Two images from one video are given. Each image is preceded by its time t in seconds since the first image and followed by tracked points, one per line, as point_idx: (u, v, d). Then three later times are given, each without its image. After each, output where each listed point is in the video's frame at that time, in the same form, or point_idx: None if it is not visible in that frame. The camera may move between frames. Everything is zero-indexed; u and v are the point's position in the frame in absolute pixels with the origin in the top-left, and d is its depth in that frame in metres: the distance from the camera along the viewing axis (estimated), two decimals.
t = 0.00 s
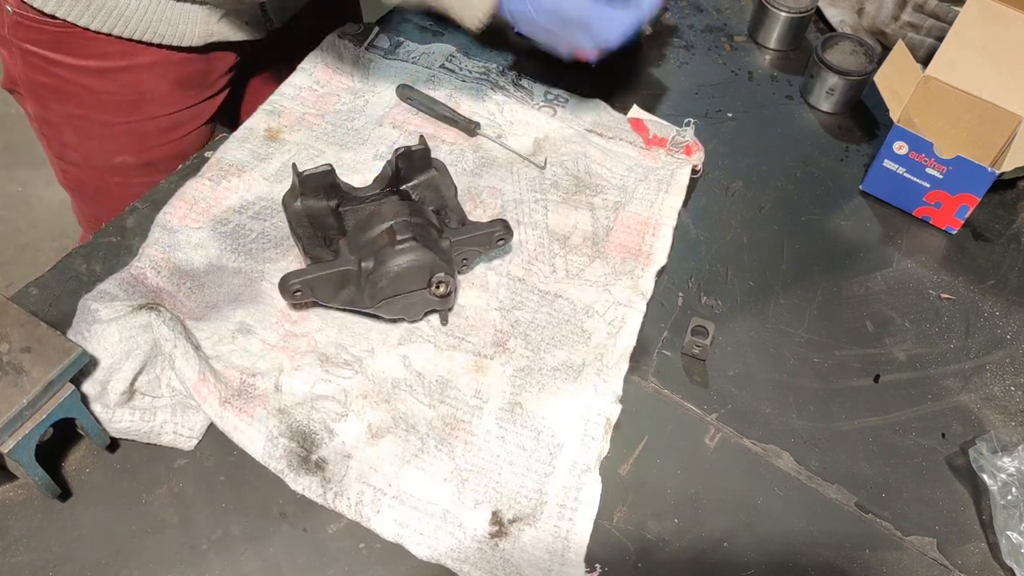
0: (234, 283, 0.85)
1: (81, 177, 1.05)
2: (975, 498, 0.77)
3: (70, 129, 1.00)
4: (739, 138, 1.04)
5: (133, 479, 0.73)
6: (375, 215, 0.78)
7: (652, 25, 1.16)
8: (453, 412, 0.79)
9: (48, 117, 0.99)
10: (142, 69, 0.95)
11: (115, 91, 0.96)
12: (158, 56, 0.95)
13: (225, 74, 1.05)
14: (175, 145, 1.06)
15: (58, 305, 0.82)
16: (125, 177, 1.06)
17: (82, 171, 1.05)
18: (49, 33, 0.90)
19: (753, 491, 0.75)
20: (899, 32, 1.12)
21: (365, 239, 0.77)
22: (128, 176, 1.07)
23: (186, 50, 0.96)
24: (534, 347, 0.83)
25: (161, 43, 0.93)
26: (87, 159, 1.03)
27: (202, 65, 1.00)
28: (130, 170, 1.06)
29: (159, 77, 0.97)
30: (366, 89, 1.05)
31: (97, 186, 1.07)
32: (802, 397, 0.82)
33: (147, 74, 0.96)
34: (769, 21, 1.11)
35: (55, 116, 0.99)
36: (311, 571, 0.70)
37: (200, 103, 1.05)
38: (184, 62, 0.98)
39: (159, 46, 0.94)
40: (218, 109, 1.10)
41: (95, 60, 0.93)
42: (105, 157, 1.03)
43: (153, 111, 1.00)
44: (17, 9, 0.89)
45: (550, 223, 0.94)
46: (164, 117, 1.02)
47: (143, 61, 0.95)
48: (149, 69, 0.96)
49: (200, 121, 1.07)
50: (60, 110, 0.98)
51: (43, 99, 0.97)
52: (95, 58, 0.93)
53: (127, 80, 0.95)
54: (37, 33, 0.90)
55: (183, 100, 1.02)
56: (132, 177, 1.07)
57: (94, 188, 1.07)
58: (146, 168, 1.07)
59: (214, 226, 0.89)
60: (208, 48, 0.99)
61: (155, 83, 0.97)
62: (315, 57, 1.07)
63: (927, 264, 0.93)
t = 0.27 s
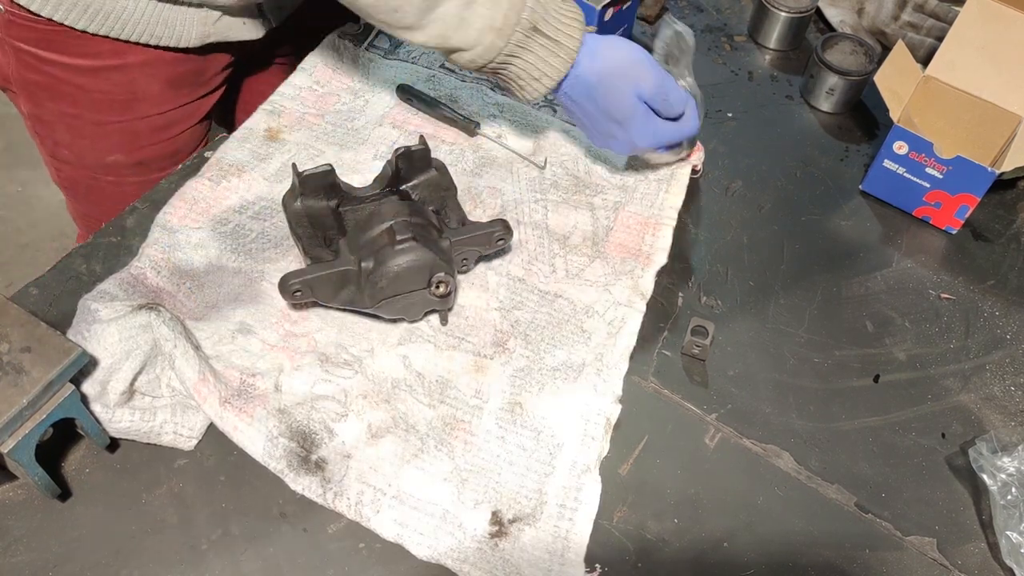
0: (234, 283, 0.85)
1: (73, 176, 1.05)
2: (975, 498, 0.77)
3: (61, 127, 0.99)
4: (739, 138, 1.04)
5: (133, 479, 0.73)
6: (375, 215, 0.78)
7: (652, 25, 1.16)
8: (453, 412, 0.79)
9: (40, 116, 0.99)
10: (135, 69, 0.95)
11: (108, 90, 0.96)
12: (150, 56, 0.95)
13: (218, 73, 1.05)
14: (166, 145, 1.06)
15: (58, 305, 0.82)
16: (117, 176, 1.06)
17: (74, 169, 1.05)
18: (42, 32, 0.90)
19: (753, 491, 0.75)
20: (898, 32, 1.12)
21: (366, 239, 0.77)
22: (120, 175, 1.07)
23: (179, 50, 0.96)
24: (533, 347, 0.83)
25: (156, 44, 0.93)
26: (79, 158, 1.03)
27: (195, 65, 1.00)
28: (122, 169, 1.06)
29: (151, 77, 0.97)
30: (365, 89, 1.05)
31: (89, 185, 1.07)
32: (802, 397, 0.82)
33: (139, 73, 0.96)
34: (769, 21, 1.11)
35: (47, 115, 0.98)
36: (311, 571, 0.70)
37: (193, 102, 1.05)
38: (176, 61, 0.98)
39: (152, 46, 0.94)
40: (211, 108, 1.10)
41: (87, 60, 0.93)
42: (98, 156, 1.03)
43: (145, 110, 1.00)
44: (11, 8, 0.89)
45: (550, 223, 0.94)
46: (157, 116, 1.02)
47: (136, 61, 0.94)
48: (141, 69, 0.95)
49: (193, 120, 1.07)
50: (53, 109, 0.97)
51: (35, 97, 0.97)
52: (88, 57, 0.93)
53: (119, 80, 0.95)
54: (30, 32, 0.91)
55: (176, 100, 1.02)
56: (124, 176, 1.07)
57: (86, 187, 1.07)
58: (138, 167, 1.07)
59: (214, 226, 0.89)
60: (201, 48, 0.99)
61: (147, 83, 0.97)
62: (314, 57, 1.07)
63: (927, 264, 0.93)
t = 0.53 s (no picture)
0: (234, 283, 0.85)
1: (85, 179, 1.06)
2: (975, 498, 0.77)
3: (74, 130, 1.00)
4: (739, 138, 1.04)
5: (133, 479, 0.73)
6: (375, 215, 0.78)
7: (652, 26, 1.17)
8: (453, 412, 0.79)
9: (52, 120, 0.99)
10: (146, 70, 0.95)
11: (120, 92, 0.96)
12: (161, 57, 0.95)
13: (227, 72, 1.05)
14: (179, 145, 1.06)
15: (58, 305, 0.82)
16: (130, 178, 1.07)
17: (86, 172, 1.05)
18: (53, 35, 0.90)
19: (753, 491, 0.75)
20: (898, 32, 1.12)
21: (366, 239, 0.77)
22: (133, 177, 1.07)
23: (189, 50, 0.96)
24: (535, 347, 0.83)
25: (167, 45, 0.93)
26: (91, 160, 1.03)
27: (205, 64, 1.00)
28: (135, 170, 1.06)
29: (161, 77, 0.97)
30: (365, 90, 1.05)
31: (101, 187, 1.08)
32: (802, 397, 0.82)
33: (151, 74, 0.96)
34: (769, 21, 1.11)
35: (60, 118, 0.99)
36: (311, 571, 0.69)
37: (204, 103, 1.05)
38: (187, 62, 0.98)
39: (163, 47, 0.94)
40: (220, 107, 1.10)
41: (99, 62, 0.93)
42: (110, 158, 1.03)
43: (157, 111, 1.00)
44: (22, 13, 0.89)
45: (550, 223, 0.94)
46: (168, 117, 1.02)
47: (147, 62, 0.94)
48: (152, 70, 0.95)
49: (204, 120, 1.07)
50: (65, 112, 0.98)
51: (47, 101, 0.97)
52: (99, 59, 0.93)
53: (131, 81, 0.96)
54: (41, 36, 0.90)
55: (187, 100, 1.02)
56: (137, 177, 1.07)
57: (99, 189, 1.08)
58: (151, 169, 1.07)
59: (214, 226, 0.89)
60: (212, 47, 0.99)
61: (158, 84, 0.97)
62: (314, 58, 1.07)
63: (927, 264, 0.93)
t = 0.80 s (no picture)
0: (234, 283, 0.85)
1: (88, 179, 1.06)
2: (975, 498, 0.77)
3: (77, 130, 1.00)
4: (739, 138, 1.04)
5: (133, 479, 0.73)
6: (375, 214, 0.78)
7: (652, 26, 1.16)
8: (453, 412, 0.79)
9: (55, 119, 0.99)
10: (150, 70, 0.95)
11: (123, 93, 0.96)
12: (164, 58, 0.95)
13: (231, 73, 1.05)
14: (182, 145, 1.06)
15: (58, 305, 0.82)
16: (132, 178, 1.07)
17: (89, 172, 1.05)
18: (57, 35, 0.90)
19: (753, 491, 0.75)
20: (899, 32, 1.12)
21: (365, 239, 0.76)
22: (135, 177, 1.07)
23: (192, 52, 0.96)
24: (535, 347, 0.83)
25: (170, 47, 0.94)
26: (94, 160, 1.03)
27: (209, 66, 1.00)
28: (138, 170, 1.06)
29: (165, 78, 0.97)
30: (365, 90, 1.05)
31: (104, 187, 1.08)
32: (802, 397, 0.82)
33: (154, 75, 0.96)
34: (769, 21, 1.11)
35: (63, 118, 0.98)
36: (311, 571, 0.69)
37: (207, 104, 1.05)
38: (190, 62, 0.98)
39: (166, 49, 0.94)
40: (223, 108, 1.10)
41: (103, 62, 0.93)
42: (113, 158, 1.03)
43: (160, 112, 1.00)
44: (25, 12, 0.89)
45: (551, 223, 0.94)
46: (171, 118, 1.02)
47: (150, 63, 0.94)
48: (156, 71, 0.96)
49: (207, 120, 1.07)
50: (68, 112, 0.98)
51: (50, 101, 0.97)
52: (103, 60, 0.93)
53: (134, 82, 0.96)
54: (45, 36, 0.90)
55: (190, 100, 1.02)
56: (140, 177, 1.07)
57: (101, 189, 1.08)
58: (154, 169, 1.07)
59: (214, 226, 0.89)
60: (215, 48, 0.99)
61: (162, 85, 0.97)
62: (314, 58, 1.07)
63: (927, 264, 0.93)
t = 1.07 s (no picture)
0: (234, 283, 0.85)
1: (87, 174, 1.06)
2: (975, 498, 0.77)
3: (75, 125, 0.99)
4: (739, 138, 1.04)
5: (133, 479, 0.73)
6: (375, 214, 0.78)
7: (652, 26, 1.16)
8: (453, 412, 0.79)
9: (54, 115, 0.99)
10: (148, 66, 0.95)
11: (122, 88, 0.96)
12: (162, 53, 0.95)
13: (230, 70, 1.05)
14: (181, 142, 1.06)
15: (57, 305, 0.82)
16: (131, 175, 1.07)
17: (88, 167, 1.05)
18: (56, 30, 0.90)
19: (753, 491, 0.75)
20: (899, 32, 1.12)
21: (365, 240, 0.76)
22: (135, 173, 1.07)
23: (190, 47, 0.96)
24: (535, 348, 0.83)
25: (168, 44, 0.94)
26: (93, 155, 1.03)
27: (207, 62, 1.00)
28: (136, 166, 1.06)
29: (163, 74, 0.97)
30: (365, 90, 1.05)
31: (103, 183, 1.07)
32: (802, 397, 0.82)
33: (152, 71, 0.96)
34: (769, 21, 1.11)
35: (61, 113, 0.99)
36: (311, 571, 0.69)
37: (205, 100, 1.05)
38: (189, 58, 0.98)
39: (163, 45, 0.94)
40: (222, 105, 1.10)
41: (100, 57, 0.93)
42: (111, 154, 1.03)
43: (158, 108, 1.00)
44: (24, 7, 0.89)
45: (551, 223, 0.94)
46: (170, 114, 1.02)
47: (148, 59, 0.95)
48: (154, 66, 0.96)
49: (206, 117, 1.07)
50: (66, 107, 0.98)
51: (49, 96, 0.97)
52: (101, 54, 0.93)
53: (132, 78, 0.96)
54: (43, 30, 0.91)
55: (189, 97, 1.02)
56: (139, 174, 1.07)
57: (101, 185, 1.07)
58: (153, 165, 1.07)
59: (214, 226, 0.89)
60: (214, 44, 0.99)
61: (160, 81, 0.97)
62: (314, 58, 1.07)
63: (927, 264, 0.93)
